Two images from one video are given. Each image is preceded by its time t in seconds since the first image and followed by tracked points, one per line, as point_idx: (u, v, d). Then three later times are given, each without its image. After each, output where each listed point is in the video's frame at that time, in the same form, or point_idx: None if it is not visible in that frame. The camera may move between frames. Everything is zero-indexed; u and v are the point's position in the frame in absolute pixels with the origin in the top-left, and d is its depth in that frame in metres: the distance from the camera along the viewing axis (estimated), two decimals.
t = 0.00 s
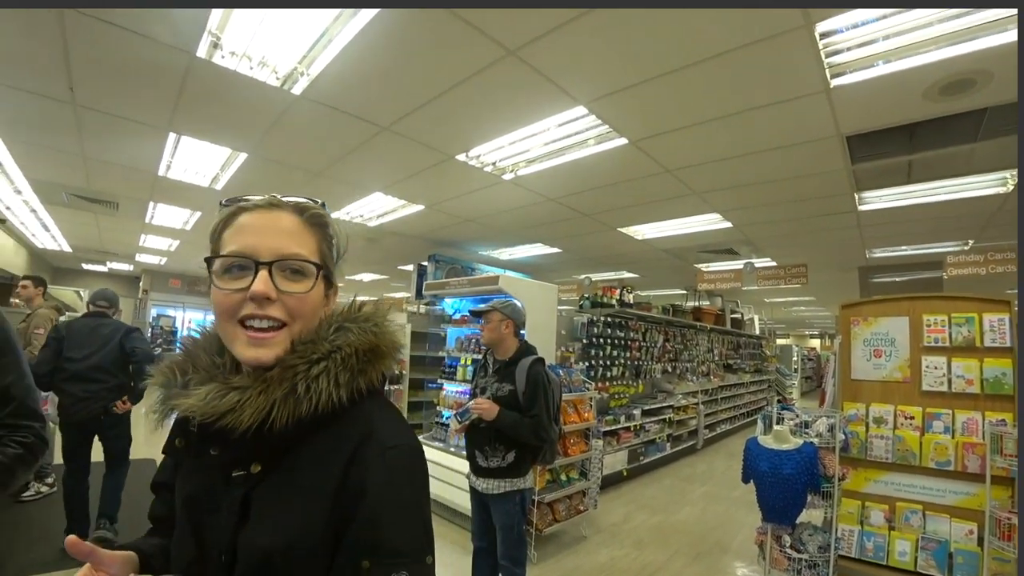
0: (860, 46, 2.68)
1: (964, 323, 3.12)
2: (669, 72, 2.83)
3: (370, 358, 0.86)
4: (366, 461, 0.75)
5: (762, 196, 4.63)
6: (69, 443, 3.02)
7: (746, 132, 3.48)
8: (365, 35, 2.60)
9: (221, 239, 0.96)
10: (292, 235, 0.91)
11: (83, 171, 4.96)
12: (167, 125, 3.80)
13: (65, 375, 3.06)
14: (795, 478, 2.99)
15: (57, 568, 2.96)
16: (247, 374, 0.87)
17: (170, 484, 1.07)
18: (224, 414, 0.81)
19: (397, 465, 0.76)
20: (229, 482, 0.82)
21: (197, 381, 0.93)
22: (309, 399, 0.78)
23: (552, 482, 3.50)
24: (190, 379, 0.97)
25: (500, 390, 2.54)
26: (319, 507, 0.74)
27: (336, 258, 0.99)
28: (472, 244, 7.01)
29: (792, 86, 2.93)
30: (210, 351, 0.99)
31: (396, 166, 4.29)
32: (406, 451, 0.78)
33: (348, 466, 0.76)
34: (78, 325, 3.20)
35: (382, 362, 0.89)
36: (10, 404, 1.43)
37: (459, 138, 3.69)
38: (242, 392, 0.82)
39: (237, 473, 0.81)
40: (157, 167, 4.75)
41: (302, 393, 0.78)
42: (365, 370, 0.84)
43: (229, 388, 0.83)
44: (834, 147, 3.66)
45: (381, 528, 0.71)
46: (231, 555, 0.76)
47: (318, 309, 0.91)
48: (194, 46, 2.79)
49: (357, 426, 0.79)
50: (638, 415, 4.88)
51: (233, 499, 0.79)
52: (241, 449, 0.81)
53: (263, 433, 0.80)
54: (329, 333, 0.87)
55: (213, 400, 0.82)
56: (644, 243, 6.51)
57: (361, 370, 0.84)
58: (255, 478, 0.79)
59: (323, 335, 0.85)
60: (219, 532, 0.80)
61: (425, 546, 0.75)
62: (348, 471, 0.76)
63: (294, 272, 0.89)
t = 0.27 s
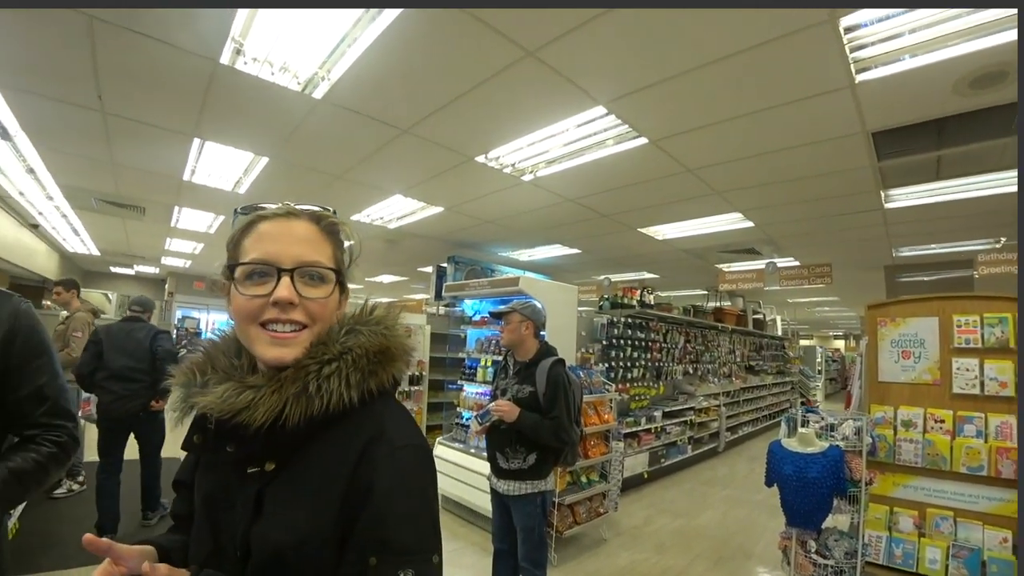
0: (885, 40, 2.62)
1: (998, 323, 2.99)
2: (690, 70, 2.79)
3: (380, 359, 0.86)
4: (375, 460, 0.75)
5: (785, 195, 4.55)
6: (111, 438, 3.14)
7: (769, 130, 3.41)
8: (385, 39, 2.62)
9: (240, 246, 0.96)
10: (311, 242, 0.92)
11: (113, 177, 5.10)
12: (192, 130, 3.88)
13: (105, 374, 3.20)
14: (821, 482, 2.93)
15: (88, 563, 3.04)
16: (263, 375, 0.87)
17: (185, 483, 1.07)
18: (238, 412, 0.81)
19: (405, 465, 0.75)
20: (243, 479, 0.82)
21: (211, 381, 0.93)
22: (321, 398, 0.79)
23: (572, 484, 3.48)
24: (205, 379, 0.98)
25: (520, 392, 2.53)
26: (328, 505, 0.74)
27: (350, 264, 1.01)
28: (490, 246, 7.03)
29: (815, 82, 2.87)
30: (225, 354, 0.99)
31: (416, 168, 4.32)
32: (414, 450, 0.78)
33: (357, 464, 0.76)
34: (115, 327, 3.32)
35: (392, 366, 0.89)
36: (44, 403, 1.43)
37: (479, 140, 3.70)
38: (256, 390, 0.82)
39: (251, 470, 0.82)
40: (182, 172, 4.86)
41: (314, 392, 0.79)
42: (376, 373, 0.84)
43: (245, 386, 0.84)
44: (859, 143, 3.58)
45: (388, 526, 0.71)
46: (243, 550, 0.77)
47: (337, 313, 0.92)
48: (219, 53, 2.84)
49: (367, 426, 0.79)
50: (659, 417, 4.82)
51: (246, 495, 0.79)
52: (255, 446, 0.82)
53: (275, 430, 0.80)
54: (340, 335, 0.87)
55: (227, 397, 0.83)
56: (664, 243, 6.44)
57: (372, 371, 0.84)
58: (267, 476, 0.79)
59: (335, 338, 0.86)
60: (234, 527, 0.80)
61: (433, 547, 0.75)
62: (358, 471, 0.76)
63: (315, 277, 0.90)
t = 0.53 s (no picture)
0: (911, 34, 2.56)
1: None
2: (711, 68, 2.75)
3: (418, 368, 0.84)
4: (406, 467, 0.72)
5: (809, 192, 4.46)
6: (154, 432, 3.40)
7: (794, 127, 3.36)
8: (405, 45, 2.64)
9: (283, 256, 0.98)
10: (346, 249, 0.93)
11: (141, 184, 5.24)
12: (217, 137, 3.96)
13: (152, 372, 3.46)
14: (849, 486, 2.86)
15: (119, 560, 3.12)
16: (303, 379, 0.88)
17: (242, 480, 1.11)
18: (279, 415, 0.82)
19: (434, 475, 0.71)
20: (286, 479, 0.83)
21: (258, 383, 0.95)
22: (357, 405, 0.77)
23: (594, 486, 3.46)
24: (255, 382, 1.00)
25: (543, 394, 2.52)
26: (361, 508, 0.72)
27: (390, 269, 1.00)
28: (509, 247, 7.05)
29: (841, 77, 2.81)
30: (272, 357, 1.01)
31: (437, 171, 4.35)
32: (446, 462, 0.74)
33: (389, 470, 0.74)
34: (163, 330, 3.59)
35: (431, 374, 0.87)
36: (83, 406, 1.42)
37: (499, 142, 3.71)
38: (296, 393, 0.83)
39: (294, 471, 0.83)
40: (206, 178, 4.97)
41: (350, 398, 0.78)
42: (414, 380, 0.83)
43: (286, 390, 0.85)
44: (886, 139, 3.50)
45: (415, 537, 0.67)
46: (280, 549, 0.77)
47: (373, 318, 0.92)
48: (242, 61, 2.89)
49: (403, 433, 0.77)
50: (681, 419, 4.77)
51: (289, 494, 0.80)
52: (296, 448, 0.82)
53: (314, 434, 0.80)
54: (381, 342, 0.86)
55: (269, 401, 0.84)
56: (685, 243, 6.37)
57: (409, 381, 0.82)
58: (309, 476, 0.80)
59: (374, 344, 0.85)
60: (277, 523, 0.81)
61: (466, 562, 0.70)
62: (388, 478, 0.73)
63: (351, 283, 0.91)
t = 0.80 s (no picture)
0: (950, 22, 2.46)
1: None
2: (741, 64, 2.71)
3: (483, 378, 0.81)
4: (467, 478, 0.69)
5: (844, 188, 4.34)
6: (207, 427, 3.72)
7: (829, 122, 3.28)
8: (433, 51, 2.68)
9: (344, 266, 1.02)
10: (389, 254, 0.92)
11: (179, 193, 5.43)
12: (251, 146, 4.08)
13: (206, 372, 3.80)
14: (891, 489, 2.77)
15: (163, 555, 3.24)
16: (366, 385, 0.88)
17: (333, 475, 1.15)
18: (346, 419, 0.83)
19: (495, 492, 0.67)
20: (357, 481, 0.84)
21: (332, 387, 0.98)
22: (419, 413, 0.76)
23: (627, 488, 3.44)
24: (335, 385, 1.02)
25: (577, 396, 2.51)
26: (420, 517, 0.70)
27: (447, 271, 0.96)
28: (536, 248, 7.06)
29: (877, 69, 2.73)
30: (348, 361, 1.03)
31: (465, 174, 4.39)
32: (510, 479, 0.69)
33: (451, 481, 0.71)
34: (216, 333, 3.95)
35: (499, 385, 0.83)
36: (135, 409, 1.37)
37: (527, 144, 3.72)
38: (362, 399, 0.83)
39: (365, 475, 0.83)
40: (239, 186, 5.11)
41: (412, 405, 0.77)
42: (479, 392, 0.80)
43: (354, 395, 0.85)
44: (926, 131, 3.38)
45: (474, 554, 0.63)
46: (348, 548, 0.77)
47: (414, 320, 0.88)
48: (274, 71, 2.97)
49: (468, 443, 0.74)
50: (713, 420, 4.70)
51: (359, 496, 0.81)
52: (365, 452, 0.83)
53: (380, 440, 0.80)
54: (446, 350, 0.85)
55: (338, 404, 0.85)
56: (715, 241, 6.27)
57: (472, 392, 0.79)
58: (379, 482, 0.79)
59: (439, 352, 0.83)
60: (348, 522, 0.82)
61: None
62: (449, 490, 0.70)
63: (389, 287, 0.89)
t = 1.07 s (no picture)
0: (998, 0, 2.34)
1: None
2: (777, 55, 2.65)
3: (572, 380, 0.77)
4: (550, 486, 0.66)
5: (885, 178, 4.19)
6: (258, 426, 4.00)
7: (869, 111, 3.18)
8: (464, 54, 2.72)
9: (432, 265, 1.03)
10: (470, 252, 0.90)
11: (217, 201, 5.62)
12: (286, 154, 4.20)
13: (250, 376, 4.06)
14: (941, 490, 2.66)
15: (209, 552, 3.37)
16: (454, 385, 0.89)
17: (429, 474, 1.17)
18: (432, 420, 0.85)
19: (585, 504, 0.63)
20: (444, 484, 0.84)
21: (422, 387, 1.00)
22: (504, 418, 0.74)
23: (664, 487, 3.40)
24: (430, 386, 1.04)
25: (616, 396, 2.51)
26: (501, 524, 0.67)
27: (533, 264, 0.92)
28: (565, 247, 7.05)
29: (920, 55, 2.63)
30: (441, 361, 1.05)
31: (496, 175, 4.43)
32: (600, 490, 0.64)
33: (535, 489, 0.68)
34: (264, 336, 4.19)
35: (592, 389, 0.78)
36: (191, 410, 1.36)
37: (558, 143, 3.73)
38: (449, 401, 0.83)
39: (452, 478, 0.83)
40: (274, 192, 5.26)
41: (497, 408, 0.75)
42: (570, 396, 0.76)
43: (443, 397, 0.86)
44: (973, 117, 3.24)
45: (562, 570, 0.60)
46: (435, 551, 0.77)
47: (497, 316, 0.86)
48: (309, 79, 3.05)
49: (554, 450, 0.71)
50: (751, 419, 4.62)
51: (449, 499, 0.80)
52: (452, 454, 0.83)
53: (467, 443, 0.80)
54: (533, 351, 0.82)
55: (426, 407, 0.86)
56: (748, 236, 6.14)
57: (560, 396, 0.76)
58: (467, 487, 0.78)
59: (526, 353, 0.81)
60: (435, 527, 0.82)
61: None
62: (533, 500, 0.67)
63: (468, 285, 0.88)
